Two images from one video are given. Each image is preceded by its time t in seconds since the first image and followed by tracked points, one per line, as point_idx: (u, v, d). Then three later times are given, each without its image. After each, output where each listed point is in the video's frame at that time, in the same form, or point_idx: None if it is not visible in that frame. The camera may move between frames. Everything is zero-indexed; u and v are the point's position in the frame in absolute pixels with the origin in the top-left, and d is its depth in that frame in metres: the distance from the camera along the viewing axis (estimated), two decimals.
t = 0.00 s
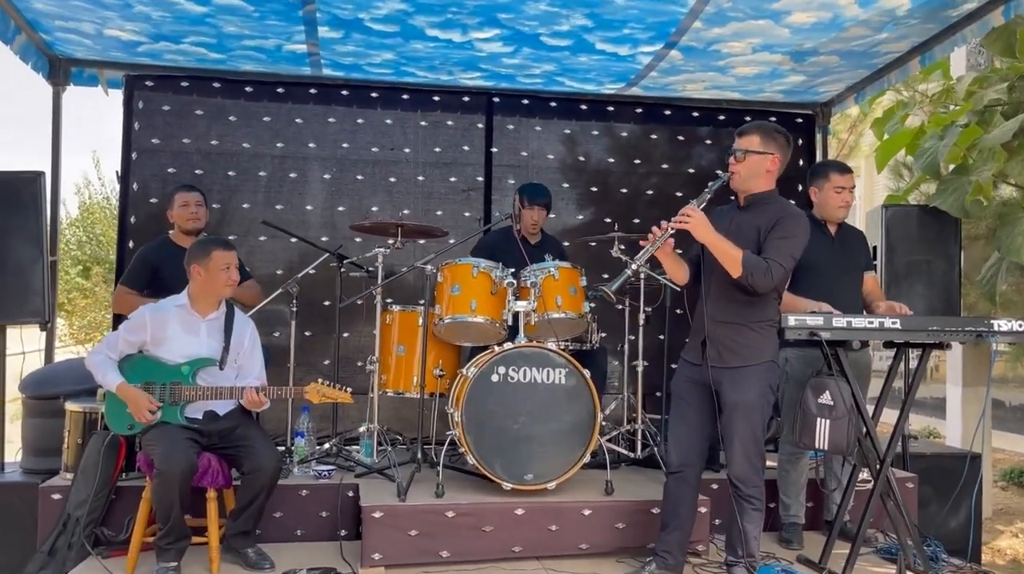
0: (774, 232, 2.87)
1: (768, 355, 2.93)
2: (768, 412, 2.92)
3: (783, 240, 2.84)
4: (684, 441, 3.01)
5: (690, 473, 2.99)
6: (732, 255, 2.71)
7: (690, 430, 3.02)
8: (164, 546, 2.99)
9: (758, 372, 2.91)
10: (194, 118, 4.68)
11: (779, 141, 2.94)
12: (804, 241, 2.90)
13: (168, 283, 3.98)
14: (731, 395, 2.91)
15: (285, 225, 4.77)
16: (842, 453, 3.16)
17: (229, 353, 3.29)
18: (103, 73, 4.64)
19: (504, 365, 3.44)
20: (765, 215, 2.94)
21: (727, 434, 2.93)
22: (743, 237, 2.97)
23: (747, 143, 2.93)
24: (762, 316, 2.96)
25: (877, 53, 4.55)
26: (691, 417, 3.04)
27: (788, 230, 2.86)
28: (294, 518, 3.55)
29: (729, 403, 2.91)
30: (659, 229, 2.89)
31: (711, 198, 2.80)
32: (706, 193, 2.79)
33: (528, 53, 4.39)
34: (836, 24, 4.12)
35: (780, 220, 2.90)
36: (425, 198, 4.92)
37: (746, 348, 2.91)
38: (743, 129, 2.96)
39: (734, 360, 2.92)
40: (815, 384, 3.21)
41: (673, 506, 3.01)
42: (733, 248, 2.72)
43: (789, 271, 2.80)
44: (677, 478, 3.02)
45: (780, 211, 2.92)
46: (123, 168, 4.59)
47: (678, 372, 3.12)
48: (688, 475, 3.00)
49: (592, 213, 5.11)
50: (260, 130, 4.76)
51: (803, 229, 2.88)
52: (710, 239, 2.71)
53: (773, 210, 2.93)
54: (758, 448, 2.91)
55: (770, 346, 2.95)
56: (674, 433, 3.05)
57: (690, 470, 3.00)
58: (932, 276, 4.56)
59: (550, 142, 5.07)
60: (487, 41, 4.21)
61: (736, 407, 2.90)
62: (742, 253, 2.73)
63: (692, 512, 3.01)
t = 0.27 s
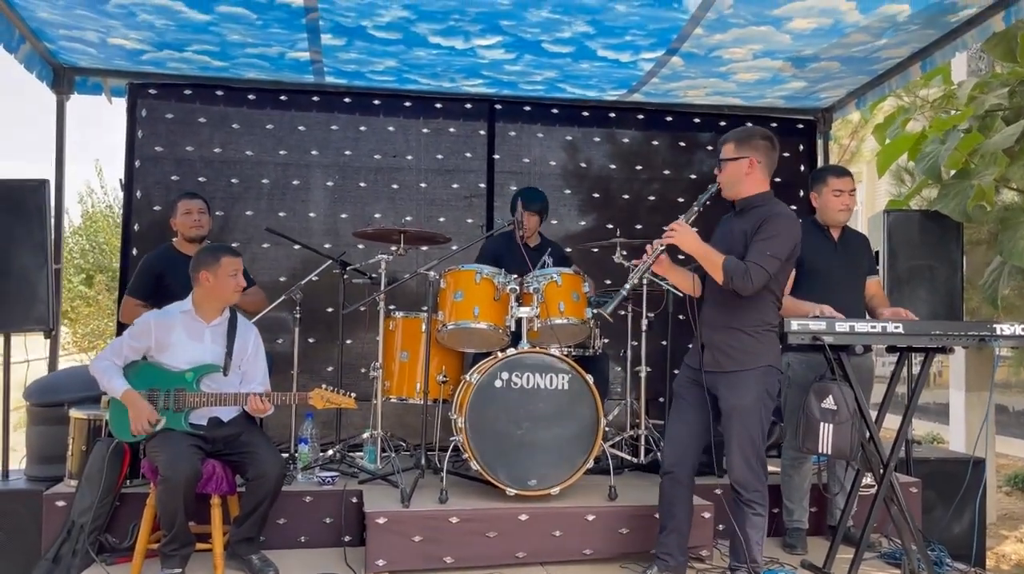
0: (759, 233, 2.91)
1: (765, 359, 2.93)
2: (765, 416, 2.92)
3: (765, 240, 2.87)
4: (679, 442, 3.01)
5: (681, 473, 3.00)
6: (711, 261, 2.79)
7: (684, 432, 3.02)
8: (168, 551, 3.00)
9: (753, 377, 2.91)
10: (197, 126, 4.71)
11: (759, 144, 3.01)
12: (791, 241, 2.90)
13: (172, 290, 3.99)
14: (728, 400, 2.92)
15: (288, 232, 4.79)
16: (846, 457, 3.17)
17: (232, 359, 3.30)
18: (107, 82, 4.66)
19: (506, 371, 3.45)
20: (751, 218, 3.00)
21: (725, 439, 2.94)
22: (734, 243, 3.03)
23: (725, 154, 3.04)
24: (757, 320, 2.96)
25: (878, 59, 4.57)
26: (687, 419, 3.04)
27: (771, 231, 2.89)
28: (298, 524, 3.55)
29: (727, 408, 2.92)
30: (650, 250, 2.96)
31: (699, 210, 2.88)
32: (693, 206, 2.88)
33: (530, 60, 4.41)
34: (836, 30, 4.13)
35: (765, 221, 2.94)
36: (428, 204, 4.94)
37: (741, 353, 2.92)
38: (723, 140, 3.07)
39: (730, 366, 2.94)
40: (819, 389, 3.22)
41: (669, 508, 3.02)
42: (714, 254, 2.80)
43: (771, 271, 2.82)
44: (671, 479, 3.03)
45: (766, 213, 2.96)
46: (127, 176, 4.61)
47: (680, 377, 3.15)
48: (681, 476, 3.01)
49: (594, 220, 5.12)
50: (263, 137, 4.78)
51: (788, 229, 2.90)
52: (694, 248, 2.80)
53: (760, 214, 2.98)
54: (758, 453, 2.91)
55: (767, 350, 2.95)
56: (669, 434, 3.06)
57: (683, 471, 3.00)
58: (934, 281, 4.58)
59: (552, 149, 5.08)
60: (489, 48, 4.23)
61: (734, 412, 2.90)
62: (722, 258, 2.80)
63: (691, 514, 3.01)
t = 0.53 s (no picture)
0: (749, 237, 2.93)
1: (762, 362, 2.93)
2: (763, 420, 2.92)
3: (751, 243, 2.89)
4: (692, 450, 3.02)
5: (696, 482, 3.00)
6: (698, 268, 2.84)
7: (696, 439, 3.04)
8: (173, 558, 3.00)
9: (749, 381, 2.91)
10: (201, 134, 4.73)
11: (753, 147, 3.01)
12: (780, 244, 2.90)
13: (177, 297, 4.00)
14: (725, 405, 2.93)
15: (292, 239, 4.80)
16: (850, 461, 3.17)
17: (236, 365, 3.30)
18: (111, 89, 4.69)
19: (510, 376, 3.45)
20: (742, 222, 3.02)
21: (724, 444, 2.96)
22: (728, 247, 3.05)
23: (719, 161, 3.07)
24: (752, 323, 2.96)
25: (880, 63, 4.58)
26: (697, 426, 3.05)
27: (759, 234, 2.90)
28: (303, 529, 3.56)
29: (726, 412, 2.93)
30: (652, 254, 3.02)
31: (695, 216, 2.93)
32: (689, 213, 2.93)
33: (532, 66, 4.42)
34: (838, 35, 4.14)
35: (754, 225, 2.96)
36: (431, 210, 4.95)
37: (737, 357, 2.93)
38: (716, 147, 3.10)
39: (727, 369, 2.95)
40: (822, 393, 3.22)
41: (682, 515, 3.03)
42: (705, 260, 2.87)
43: (757, 274, 2.84)
44: (685, 487, 3.03)
45: (756, 216, 2.98)
46: (131, 183, 4.63)
47: (685, 382, 3.15)
48: (694, 483, 3.01)
49: (597, 225, 5.12)
50: (267, 144, 4.80)
51: (777, 231, 2.91)
52: (691, 254, 2.86)
53: (750, 217, 3.00)
54: (759, 457, 2.91)
55: (764, 354, 2.95)
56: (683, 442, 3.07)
57: (697, 480, 3.01)
58: (938, 285, 4.57)
59: (554, 154, 5.09)
60: (492, 54, 4.25)
61: (733, 416, 2.91)
62: (712, 263, 2.85)
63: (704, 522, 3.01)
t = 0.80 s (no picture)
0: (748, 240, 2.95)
1: (760, 363, 2.94)
2: (761, 421, 2.94)
3: (751, 247, 2.90)
4: (674, 444, 3.02)
5: (676, 474, 3.01)
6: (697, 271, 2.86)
7: (679, 432, 3.04)
8: (175, 560, 3.01)
9: (748, 381, 2.93)
10: (204, 139, 4.77)
11: (749, 151, 3.04)
12: (778, 248, 2.92)
13: (180, 301, 4.03)
14: (723, 405, 2.95)
15: (294, 243, 4.83)
16: (850, 462, 3.18)
17: (238, 368, 3.32)
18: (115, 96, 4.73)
19: (510, 378, 3.47)
20: (740, 225, 3.04)
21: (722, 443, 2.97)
22: (725, 249, 3.06)
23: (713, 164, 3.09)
24: (749, 324, 2.97)
25: (878, 66, 4.59)
26: (684, 421, 3.05)
27: (759, 238, 2.92)
28: (305, 532, 3.57)
29: (723, 413, 2.94)
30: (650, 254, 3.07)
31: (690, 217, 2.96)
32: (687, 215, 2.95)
33: (532, 70, 4.45)
34: (836, 37, 4.16)
35: (754, 228, 2.97)
36: (432, 214, 4.97)
37: (735, 357, 2.94)
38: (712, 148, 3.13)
39: (725, 370, 2.96)
40: (821, 394, 3.23)
41: (666, 509, 3.05)
42: (705, 264, 2.89)
43: (757, 278, 2.85)
44: (666, 479, 3.05)
45: (755, 219, 2.99)
46: (134, 189, 4.67)
47: (677, 380, 3.16)
48: (676, 477, 3.02)
49: (598, 228, 5.14)
50: (269, 149, 4.83)
51: (776, 235, 2.92)
52: (686, 258, 2.90)
53: (749, 220, 3.01)
54: (756, 457, 2.93)
55: (761, 355, 2.96)
56: (666, 435, 3.07)
57: (677, 473, 3.02)
58: (938, 286, 4.58)
59: (555, 158, 5.12)
60: (492, 58, 4.28)
61: (730, 417, 2.92)
62: (710, 267, 2.87)
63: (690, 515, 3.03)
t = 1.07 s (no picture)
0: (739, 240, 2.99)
1: (745, 365, 3.00)
2: (748, 422, 2.99)
3: (741, 247, 2.93)
4: (678, 452, 3.08)
5: (684, 482, 3.07)
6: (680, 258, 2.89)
7: (681, 442, 3.10)
8: (175, 560, 3.06)
9: (734, 383, 2.98)
10: (206, 146, 4.83)
11: (758, 157, 3.09)
12: (767, 250, 2.95)
13: (181, 306, 4.09)
14: (710, 408, 2.99)
15: (294, 248, 4.88)
16: (842, 462, 3.21)
17: (238, 372, 3.37)
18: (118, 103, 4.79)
19: (505, 381, 3.52)
20: (734, 226, 3.08)
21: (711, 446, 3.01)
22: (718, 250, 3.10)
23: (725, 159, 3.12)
24: (735, 327, 3.03)
25: (873, 70, 4.63)
26: (684, 429, 3.11)
27: (749, 239, 2.95)
28: (305, 532, 3.62)
29: (711, 415, 2.99)
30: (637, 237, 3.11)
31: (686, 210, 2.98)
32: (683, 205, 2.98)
33: (529, 76, 4.50)
34: (829, 42, 4.20)
35: (746, 229, 3.01)
36: (431, 219, 5.02)
37: (721, 359, 2.99)
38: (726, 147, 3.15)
39: (712, 372, 3.00)
40: (813, 395, 3.26)
41: (672, 516, 3.08)
42: (690, 256, 2.92)
43: (739, 275, 2.88)
44: (674, 490, 3.09)
45: (748, 222, 3.03)
46: (137, 195, 4.73)
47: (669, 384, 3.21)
48: (683, 485, 3.07)
49: (595, 232, 5.18)
50: (269, 155, 4.89)
51: (766, 239, 2.96)
52: (672, 246, 2.92)
53: (742, 223, 3.05)
54: (744, 457, 2.97)
55: (747, 358, 3.02)
56: (670, 444, 3.13)
57: (684, 481, 3.08)
58: (934, 288, 4.61)
59: (553, 162, 5.16)
60: (489, 65, 4.33)
61: (718, 419, 2.97)
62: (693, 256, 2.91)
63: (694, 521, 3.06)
